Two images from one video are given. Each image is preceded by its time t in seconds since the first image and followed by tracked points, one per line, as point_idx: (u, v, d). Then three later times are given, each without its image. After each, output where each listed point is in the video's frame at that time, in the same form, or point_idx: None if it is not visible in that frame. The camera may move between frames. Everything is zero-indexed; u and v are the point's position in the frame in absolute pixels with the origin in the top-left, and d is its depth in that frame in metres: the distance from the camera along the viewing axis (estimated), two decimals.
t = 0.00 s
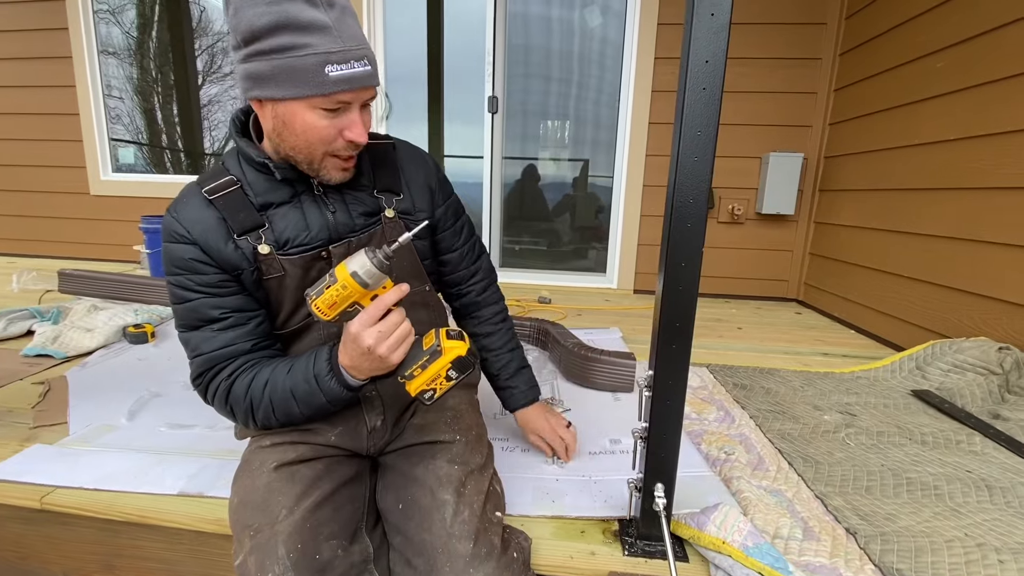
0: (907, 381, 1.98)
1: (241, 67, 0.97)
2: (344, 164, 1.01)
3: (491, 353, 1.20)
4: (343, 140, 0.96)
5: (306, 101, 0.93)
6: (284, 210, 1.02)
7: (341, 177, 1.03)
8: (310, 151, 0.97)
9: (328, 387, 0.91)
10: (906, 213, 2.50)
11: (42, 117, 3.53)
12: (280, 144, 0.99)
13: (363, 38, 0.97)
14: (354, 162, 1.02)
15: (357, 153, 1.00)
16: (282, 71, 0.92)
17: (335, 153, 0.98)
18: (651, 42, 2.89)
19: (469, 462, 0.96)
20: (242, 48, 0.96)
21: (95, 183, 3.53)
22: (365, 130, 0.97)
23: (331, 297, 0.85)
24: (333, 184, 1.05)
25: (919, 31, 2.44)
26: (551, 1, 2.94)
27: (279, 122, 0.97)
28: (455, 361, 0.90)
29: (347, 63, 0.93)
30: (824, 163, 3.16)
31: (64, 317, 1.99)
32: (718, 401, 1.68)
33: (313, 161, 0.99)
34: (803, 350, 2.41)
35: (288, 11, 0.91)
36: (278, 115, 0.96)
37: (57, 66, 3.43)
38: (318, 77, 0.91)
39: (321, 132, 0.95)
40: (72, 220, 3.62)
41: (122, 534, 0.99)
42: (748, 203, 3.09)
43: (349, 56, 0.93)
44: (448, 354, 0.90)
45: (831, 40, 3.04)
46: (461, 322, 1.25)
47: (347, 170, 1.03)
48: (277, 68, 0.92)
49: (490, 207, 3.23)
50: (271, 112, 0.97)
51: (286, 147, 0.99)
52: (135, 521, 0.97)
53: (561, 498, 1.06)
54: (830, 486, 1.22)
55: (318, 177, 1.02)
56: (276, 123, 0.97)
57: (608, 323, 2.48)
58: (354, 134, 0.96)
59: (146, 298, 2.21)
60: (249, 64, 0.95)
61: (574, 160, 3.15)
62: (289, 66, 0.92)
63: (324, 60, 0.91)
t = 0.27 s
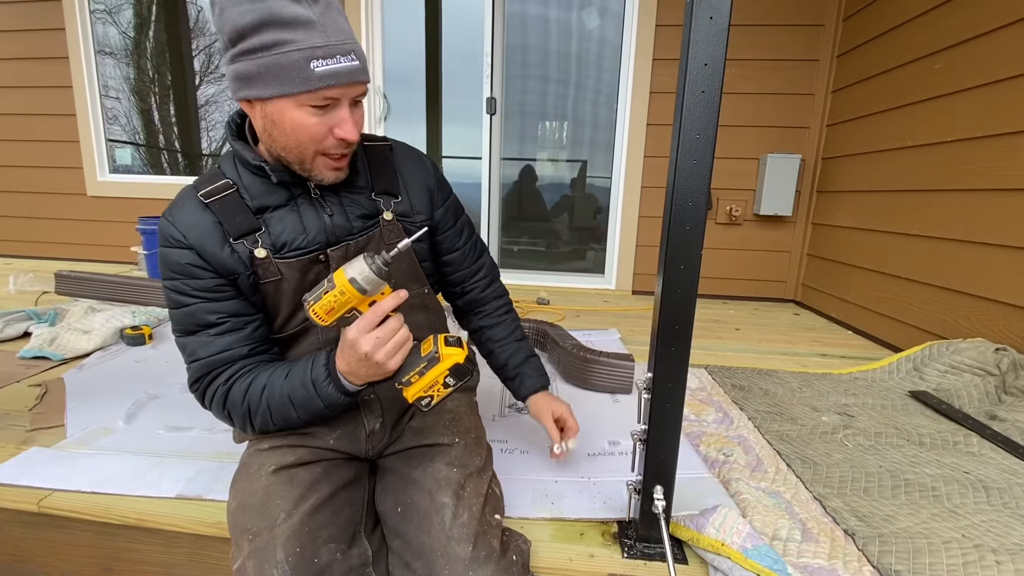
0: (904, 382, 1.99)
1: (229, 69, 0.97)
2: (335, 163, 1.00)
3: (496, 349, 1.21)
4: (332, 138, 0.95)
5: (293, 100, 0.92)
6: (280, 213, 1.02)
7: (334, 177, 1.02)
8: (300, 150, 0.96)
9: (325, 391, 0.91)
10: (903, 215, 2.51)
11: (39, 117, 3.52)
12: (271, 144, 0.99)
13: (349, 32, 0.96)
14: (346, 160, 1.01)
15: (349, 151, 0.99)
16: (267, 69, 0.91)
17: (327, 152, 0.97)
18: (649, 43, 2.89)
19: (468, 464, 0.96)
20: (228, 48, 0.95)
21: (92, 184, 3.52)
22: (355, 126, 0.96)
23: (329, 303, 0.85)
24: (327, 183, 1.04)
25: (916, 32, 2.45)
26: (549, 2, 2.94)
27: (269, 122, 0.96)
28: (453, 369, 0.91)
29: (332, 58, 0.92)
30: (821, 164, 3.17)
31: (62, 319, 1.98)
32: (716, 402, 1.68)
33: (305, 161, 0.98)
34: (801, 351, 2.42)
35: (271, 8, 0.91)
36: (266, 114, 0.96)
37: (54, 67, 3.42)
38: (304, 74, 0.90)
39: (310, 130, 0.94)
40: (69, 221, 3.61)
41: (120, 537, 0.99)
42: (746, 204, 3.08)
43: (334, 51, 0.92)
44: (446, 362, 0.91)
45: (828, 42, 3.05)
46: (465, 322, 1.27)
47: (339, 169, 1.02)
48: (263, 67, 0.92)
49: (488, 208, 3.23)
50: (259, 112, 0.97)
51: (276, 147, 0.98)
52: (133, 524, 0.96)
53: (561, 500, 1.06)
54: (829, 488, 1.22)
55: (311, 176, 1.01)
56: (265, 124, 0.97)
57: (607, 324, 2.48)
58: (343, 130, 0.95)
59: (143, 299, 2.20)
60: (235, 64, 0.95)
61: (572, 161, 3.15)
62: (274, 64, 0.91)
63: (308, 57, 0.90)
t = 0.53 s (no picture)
0: (902, 382, 1.99)
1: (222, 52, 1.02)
2: (317, 142, 0.98)
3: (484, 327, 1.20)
4: (305, 110, 0.95)
5: (265, 69, 0.94)
6: (284, 209, 1.02)
7: (318, 159, 1.00)
8: (277, 125, 0.97)
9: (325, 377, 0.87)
10: (901, 215, 2.51)
11: (35, 117, 3.50)
12: (255, 123, 1.01)
13: (326, 5, 0.98)
14: (330, 141, 0.99)
15: (327, 127, 0.97)
16: (242, 40, 0.95)
17: (301, 125, 0.96)
18: (648, 44, 2.89)
19: (466, 466, 0.96)
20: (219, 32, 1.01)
21: (89, 184, 3.51)
22: (329, 98, 0.95)
23: (319, 281, 0.79)
24: (311, 165, 1.01)
25: (914, 33, 2.45)
26: (548, 3, 2.94)
27: (249, 98, 0.98)
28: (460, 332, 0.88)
29: (300, 25, 0.94)
30: (819, 164, 3.18)
31: (58, 320, 1.97)
32: (715, 402, 1.68)
33: (283, 137, 0.98)
34: (799, 351, 2.42)
35: None
36: (247, 91, 0.98)
37: (51, 66, 3.41)
38: (270, 40, 0.92)
39: (282, 101, 0.95)
40: (66, 221, 3.60)
41: (117, 539, 0.98)
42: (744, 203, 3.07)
43: (303, 19, 0.94)
44: (452, 324, 0.87)
45: (826, 42, 3.05)
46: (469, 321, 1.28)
47: (323, 150, 1.00)
48: (238, 39, 0.95)
49: (487, 209, 3.22)
50: (242, 90, 1.00)
51: (257, 123, 1.00)
52: (130, 526, 0.96)
53: (560, 501, 1.06)
54: (828, 488, 1.22)
55: (295, 159, 1.01)
56: (248, 101, 0.99)
57: (606, 324, 2.48)
58: (315, 101, 0.95)
59: (140, 300, 2.20)
60: (222, 44, 1.00)
61: (571, 161, 3.15)
62: (246, 34, 0.94)
63: (276, 24, 0.93)
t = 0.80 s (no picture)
0: (899, 381, 1.99)
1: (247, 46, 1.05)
2: (328, 135, 0.98)
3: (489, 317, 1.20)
4: (316, 102, 0.95)
5: (281, 60, 0.96)
6: (304, 208, 1.02)
7: (327, 151, 1.00)
8: (289, 116, 0.98)
9: (342, 377, 0.83)
10: (898, 215, 2.52)
11: (31, 117, 3.49)
12: (270, 113, 1.02)
13: None
14: (340, 134, 0.99)
15: (338, 121, 0.97)
16: (261, 30, 0.97)
17: (314, 118, 0.96)
18: (645, 45, 2.90)
19: (466, 466, 0.96)
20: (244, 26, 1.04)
21: (85, 184, 3.49)
22: (340, 91, 0.96)
23: (310, 274, 0.77)
24: (322, 160, 1.01)
25: (911, 34, 2.46)
26: (545, 3, 2.94)
27: (265, 88, 1.00)
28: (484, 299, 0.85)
29: (318, 17, 0.95)
30: (816, 164, 3.18)
31: (54, 320, 1.96)
32: (712, 402, 1.68)
33: (296, 128, 0.98)
34: (796, 351, 2.42)
35: None
36: (264, 81, 1.00)
37: (47, 66, 3.40)
38: (287, 31, 0.94)
39: (295, 92, 0.96)
40: (62, 221, 3.59)
41: (114, 540, 0.98)
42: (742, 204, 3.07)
43: (322, 12, 0.95)
44: (475, 292, 0.84)
45: (823, 43, 3.06)
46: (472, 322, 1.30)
47: (333, 143, 0.99)
48: (259, 30, 0.98)
49: (485, 209, 3.22)
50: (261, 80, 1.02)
51: (271, 114, 1.01)
52: (127, 527, 0.95)
53: (558, 501, 1.05)
54: (826, 487, 1.22)
55: (304, 151, 1.01)
56: (264, 91, 1.01)
57: (604, 324, 2.48)
58: (327, 93, 0.95)
59: (137, 300, 2.19)
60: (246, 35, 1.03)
61: (569, 161, 3.15)
62: (266, 25, 0.96)
63: (295, 16, 0.94)
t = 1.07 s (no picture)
0: (896, 382, 2.00)
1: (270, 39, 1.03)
2: (346, 145, 0.99)
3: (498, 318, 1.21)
4: (339, 111, 0.95)
5: (305, 64, 0.94)
6: (322, 212, 1.03)
7: (345, 161, 1.01)
8: (309, 122, 0.97)
9: (370, 399, 0.84)
10: (895, 215, 2.52)
11: (28, 117, 3.48)
12: (289, 117, 1.02)
13: (375, 7, 0.97)
14: (358, 145, 1.00)
15: (359, 130, 0.97)
16: (287, 32, 0.95)
17: (333, 126, 0.96)
18: (643, 45, 2.90)
19: (468, 467, 0.96)
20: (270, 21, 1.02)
21: (82, 184, 3.49)
22: (363, 101, 0.95)
23: (350, 302, 0.75)
24: (335, 167, 1.02)
25: (908, 34, 2.47)
26: (543, 3, 2.94)
27: (286, 90, 0.99)
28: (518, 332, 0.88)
29: (346, 24, 0.93)
30: (814, 165, 3.19)
31: (51, 321, 1.95)
32: (710, 402, 1.68)
33: (315, 134, 0.98)
34: (793, 351, 2.43)
35: None
36: (285, 83, 0.99)
37: (43, 65, 3.39)
38: (313, 35, 0.92)
39: (317, 98, 0.95)
40: (58, 221, 3.58)
41: (110, 541, 0.98)
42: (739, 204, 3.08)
43: (350, 19, 0.93)
44: (510, 326, 0.87)
45: (820, 44, 3.07)
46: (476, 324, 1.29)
47: (351, 153, 1.00)
48: (284, 31, 0.96)
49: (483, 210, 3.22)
50: (282, 81, 1.00)
51: (291, 119, 1.01)
52: (124, 528, 0.95)
53: (556, 501, 1.06)
54: (822, 486, 1.22)
55: (321, 159, 1.02)
56: (285, 93, 1.00)
57: (602, 324, 2.48)
58: (350, 104, 0.95)
59: (134, 301, 2.18)
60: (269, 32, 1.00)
61: (566, 161, 3.15)
62: (292, 27, 0.94)
63: (323, 20, 0.92)
